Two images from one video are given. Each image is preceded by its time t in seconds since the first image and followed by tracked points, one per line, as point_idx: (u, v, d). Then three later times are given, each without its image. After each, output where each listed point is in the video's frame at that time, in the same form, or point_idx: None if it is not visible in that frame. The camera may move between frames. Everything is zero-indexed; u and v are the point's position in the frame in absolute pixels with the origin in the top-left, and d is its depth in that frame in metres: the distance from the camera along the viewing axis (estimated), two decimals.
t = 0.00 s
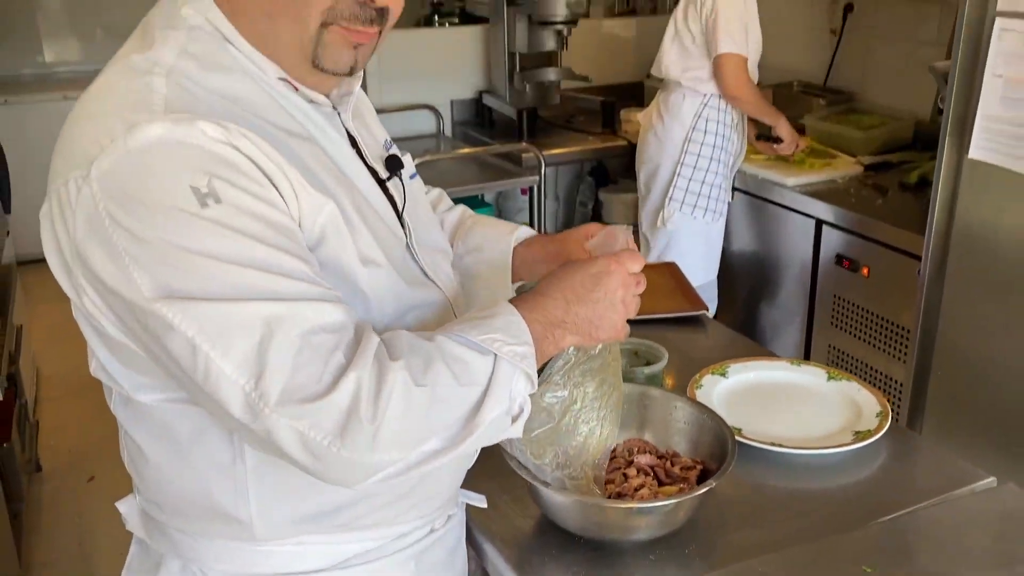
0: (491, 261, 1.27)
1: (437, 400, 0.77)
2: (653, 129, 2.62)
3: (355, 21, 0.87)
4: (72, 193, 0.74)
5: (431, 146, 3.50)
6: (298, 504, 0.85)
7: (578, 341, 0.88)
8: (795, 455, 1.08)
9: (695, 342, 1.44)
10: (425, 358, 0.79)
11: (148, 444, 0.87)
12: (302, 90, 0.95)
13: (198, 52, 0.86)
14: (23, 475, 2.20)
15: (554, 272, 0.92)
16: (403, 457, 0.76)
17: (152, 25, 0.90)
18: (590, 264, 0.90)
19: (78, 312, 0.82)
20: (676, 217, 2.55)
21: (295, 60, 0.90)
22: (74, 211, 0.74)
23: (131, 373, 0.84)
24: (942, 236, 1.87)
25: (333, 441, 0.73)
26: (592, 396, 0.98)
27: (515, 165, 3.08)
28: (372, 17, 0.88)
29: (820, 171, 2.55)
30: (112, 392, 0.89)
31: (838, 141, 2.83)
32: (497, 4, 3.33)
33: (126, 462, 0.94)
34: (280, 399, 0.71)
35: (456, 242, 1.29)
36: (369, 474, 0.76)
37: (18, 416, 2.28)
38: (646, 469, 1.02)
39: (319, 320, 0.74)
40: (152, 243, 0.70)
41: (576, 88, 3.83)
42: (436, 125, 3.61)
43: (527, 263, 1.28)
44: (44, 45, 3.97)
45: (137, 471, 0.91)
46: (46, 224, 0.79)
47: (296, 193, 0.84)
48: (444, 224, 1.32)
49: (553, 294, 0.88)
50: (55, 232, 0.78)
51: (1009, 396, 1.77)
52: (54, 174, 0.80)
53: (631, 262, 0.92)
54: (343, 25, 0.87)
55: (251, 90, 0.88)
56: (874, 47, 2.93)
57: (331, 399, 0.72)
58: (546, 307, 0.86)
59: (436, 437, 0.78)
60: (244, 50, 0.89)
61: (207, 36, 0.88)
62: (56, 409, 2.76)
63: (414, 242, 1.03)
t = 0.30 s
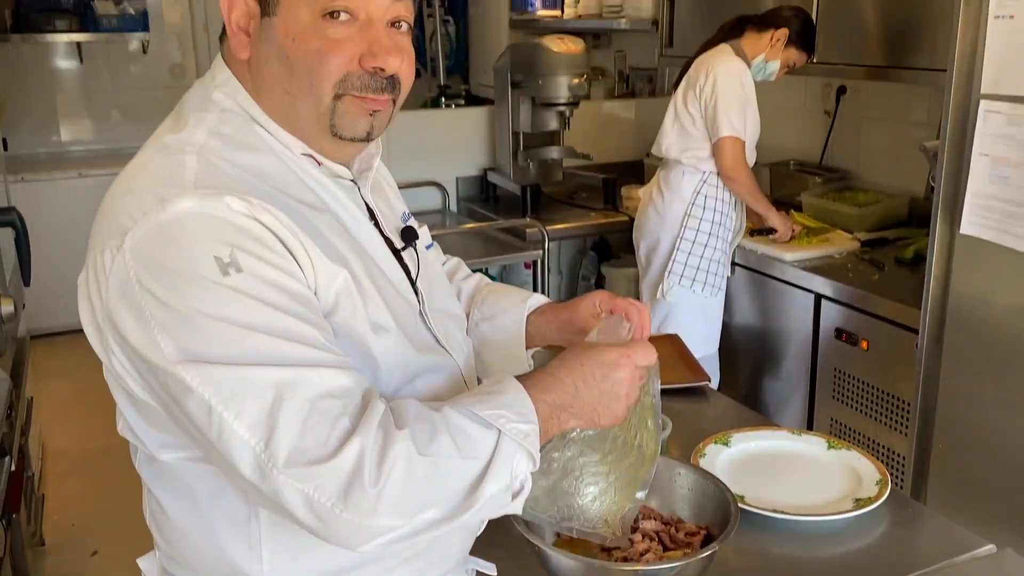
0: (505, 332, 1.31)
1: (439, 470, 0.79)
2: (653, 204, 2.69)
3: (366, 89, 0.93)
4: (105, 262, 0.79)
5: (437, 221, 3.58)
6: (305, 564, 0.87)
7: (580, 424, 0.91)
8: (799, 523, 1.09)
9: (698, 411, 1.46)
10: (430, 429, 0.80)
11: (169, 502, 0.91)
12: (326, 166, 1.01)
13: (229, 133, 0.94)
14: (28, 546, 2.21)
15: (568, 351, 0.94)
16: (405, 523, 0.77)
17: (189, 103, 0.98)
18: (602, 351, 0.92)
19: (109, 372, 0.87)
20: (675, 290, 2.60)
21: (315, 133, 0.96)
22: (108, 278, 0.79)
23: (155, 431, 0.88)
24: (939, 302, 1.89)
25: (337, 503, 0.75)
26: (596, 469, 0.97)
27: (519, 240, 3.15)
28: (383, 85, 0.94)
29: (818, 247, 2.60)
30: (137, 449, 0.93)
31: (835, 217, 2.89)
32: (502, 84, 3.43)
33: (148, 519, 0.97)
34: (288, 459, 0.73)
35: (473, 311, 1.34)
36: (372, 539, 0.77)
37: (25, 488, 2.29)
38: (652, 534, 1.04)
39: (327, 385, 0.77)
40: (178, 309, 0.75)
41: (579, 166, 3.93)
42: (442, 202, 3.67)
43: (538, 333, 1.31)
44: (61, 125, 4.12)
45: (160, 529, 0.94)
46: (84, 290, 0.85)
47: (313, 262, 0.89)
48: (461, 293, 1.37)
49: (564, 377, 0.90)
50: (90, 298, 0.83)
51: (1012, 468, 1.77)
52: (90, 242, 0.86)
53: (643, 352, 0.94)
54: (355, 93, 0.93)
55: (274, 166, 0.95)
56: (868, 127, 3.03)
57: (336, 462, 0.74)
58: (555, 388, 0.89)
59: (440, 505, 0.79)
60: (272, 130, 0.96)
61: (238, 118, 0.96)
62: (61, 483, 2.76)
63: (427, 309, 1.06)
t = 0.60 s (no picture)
0: (506, 399, 1.33)
1: (440, 521, 0.81)
2: (654, 271, 2.74)
3: (370, 165, 0.99)
4: (123, 313, 0.84)
5: (439, 286, 3.64)
6: None
7: (575, 492, 0.93)
8: None
9: (696, 473, 1.47)
10: (434, 482, 0.83)
11: (174, 548, 0.94)
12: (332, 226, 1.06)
13: (241, 195, 0.99)
14: None
15: (569, 422, 0.97)
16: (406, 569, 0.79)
17: (199, 173, 1.03)
18: (603, 426, 0.95)
19: (120, 420, 0.90)
20: (681, 357, 2.64)
21: (320, 199, 1.02)
22: (124, 328, 0.83)
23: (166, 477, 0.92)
24: (934, 365, 1.89)
25: (339, 545, 0.77)
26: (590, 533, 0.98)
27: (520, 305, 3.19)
28: (387, 163, 0.99)
29: (815, 312, 2.64)
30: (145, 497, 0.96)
31: (830, 283, 2.94)
32: (504, 154, 3.55)
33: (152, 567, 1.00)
34: (295, 501, 0.76)
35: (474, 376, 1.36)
36: None
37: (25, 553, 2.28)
38: None
39: (331, 430, 0.80)
40: (192, 358, 0.79)
41: (579, 232, 4.01)
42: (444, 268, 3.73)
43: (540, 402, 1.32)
44: (72, 193, 4.22)
45: None
46: (99, 343, 0.89)
47: (318, 315, 0.93)
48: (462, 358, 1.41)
49: (565, 449, 0.93)
50: (105, 349, 0.87)
51: (1011, 534, 1.76)
52: (107, 297, 0.90)
53: (643, 431, 0.97)
54: (361, 167, 0.99)
55: (284, 226, 1.00)
56: (861, 195, 3.10)
57: (340, 505, 0.77)
58: (555, 458, 0.92)
59: (438, 554, 0.81)
60: (282, 192, 1.01)
61: (249, 182, 1.01)
62: (57, 547, 2.75)
63: (425, 365, 1.10)
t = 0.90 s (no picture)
0: (508, 445, 1.36)
1: (445, 553, 0.83)
2: (657, 322, 2.77)
3: (378, 212, 1.04)
4: (141, 351, 0.87)
5: (443, 335, 3.69)
6: None
7: (577, 537, 0.95)
8: None
9: (697, 520, 1.48)
10: (439, 514, 0.85)
11: None
12: (338, 271, 1.11)
13: (256, 240, 1.03)
14: None
15: (577, 469, 0.99)
16: None
17: (215, 220, 1.07)
18: (610, 475, 0.98)
19: (135, 455, 0.94)
20: (686, 407, 2.65)
21: (329, 246, 1.07)
22: (142, 365, 0.87)
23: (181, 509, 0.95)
24: (932, 416, 1.89)
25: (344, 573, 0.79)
26: None
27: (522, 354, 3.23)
28: (394, 210, 1.04)
29: (815, 361, 2.66)
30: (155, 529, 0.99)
31: (830, 334, 2.97)
32: (508, 205, 3.62)
33: None
34: (304, 529, 0.79)
35: (475, 422, 1.39)
36: None
37: None
38: None
39: (338, 463, 0.83)
40: (208, 392, 0.83)
41: (582, 283, 4.07)
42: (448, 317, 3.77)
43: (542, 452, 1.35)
44: (82, 244, 4.31)
45: None
46: (116, 379, 0.93)
47: (327, 353, 0.97)
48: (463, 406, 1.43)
49: (572, 492, 0.95)
50: (122, 386, 0.91)
51: None
52: (123, 338, 0.94)
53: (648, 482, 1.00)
54: (369, 214, 1.04)
55: (294, 270, 1.04)
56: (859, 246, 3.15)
57: (348, 534, 0.79)
58: (560, 500, 0.94)
59: None
60: (291, 238, 1.06)
61: (261, 229, 1.05)
62: None
63: (425, 406, 1.14)
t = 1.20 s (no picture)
0: (511, 470, 1.37)
1: (458, 561, 0.86)
2: (662, 355, 2.79)
3: (386, 238, 1.08)
4: (165, 366, 0.91)
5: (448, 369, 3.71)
6: None
7: (584, 556, 0.97)
8: None
9: (701, 549, 1.49)
10: (453, 522, 0.88)
11: None
12: (349, 295, 1.14)
13: (273, 263, 1.06)
14: None
15: (586, 489, 1.02)
16: None
17: (232, 245, 1.09)
18: (619, 495, 1.00)
19: (157, 467, 0.97)
20: (690, 439, 2.66)
21: (339, 270, 1.11)
22: (166, 380, 0.90)
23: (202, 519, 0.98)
24: (936, 448, 1.89)
25: None
26: None
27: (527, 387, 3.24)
28: (401, 236, 1.09)
29: (819, 395, 2.66)
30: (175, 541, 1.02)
31: (834, 368, 2.98)
32: (513, 240, 3.66)
33: None
34: (323, 535, 0.81)
35: (479, 447, 1.41)
36: None
37: None
38: None
39: (355, 472, 0.86)
40: (230, 404, 0.86)
41: (587, 317, 4.09)
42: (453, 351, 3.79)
43: (544, 477, 1.37)
44: (91, 279, 4.35)
45: None
46: (139, 394, 0.96)
47: (343, 369, 1.00)
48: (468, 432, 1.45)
49: (580, 511, 0.97)
50: (144, 401, 0.94)
51: None
52: (145, 356, 0.98)
53: (656, 503, 1.02)
54: (377, 239, 1.08)
55: (311, 289, 1.07)
56: (862, 281, 3.17)
57: (365, 539, 0.82)
58: (568, 518, 0.96)
59: None
60: (305, 260, 1.09)
61: (276, 252, 1.07)
62: None
63: (434, 427, 1.16)
